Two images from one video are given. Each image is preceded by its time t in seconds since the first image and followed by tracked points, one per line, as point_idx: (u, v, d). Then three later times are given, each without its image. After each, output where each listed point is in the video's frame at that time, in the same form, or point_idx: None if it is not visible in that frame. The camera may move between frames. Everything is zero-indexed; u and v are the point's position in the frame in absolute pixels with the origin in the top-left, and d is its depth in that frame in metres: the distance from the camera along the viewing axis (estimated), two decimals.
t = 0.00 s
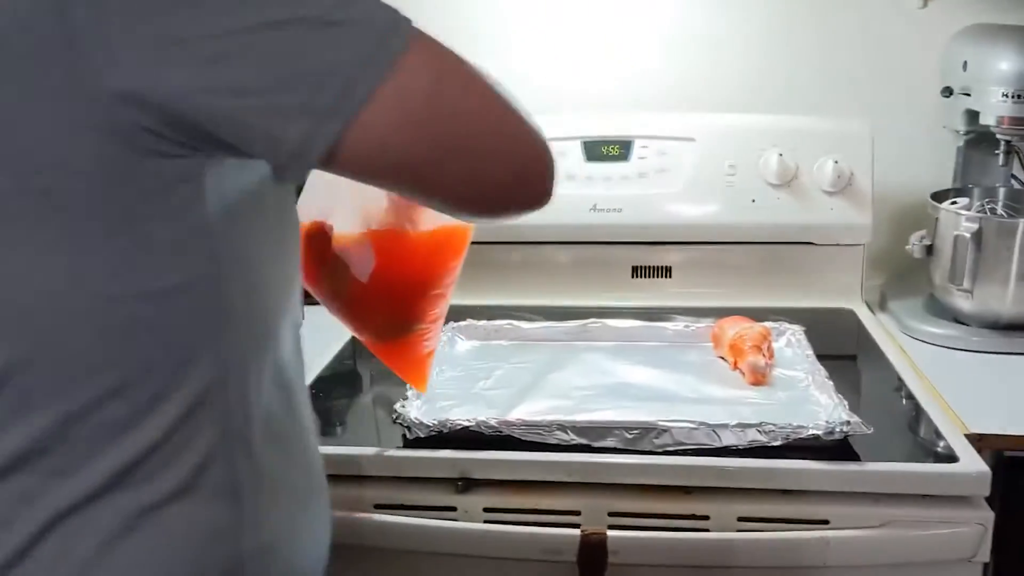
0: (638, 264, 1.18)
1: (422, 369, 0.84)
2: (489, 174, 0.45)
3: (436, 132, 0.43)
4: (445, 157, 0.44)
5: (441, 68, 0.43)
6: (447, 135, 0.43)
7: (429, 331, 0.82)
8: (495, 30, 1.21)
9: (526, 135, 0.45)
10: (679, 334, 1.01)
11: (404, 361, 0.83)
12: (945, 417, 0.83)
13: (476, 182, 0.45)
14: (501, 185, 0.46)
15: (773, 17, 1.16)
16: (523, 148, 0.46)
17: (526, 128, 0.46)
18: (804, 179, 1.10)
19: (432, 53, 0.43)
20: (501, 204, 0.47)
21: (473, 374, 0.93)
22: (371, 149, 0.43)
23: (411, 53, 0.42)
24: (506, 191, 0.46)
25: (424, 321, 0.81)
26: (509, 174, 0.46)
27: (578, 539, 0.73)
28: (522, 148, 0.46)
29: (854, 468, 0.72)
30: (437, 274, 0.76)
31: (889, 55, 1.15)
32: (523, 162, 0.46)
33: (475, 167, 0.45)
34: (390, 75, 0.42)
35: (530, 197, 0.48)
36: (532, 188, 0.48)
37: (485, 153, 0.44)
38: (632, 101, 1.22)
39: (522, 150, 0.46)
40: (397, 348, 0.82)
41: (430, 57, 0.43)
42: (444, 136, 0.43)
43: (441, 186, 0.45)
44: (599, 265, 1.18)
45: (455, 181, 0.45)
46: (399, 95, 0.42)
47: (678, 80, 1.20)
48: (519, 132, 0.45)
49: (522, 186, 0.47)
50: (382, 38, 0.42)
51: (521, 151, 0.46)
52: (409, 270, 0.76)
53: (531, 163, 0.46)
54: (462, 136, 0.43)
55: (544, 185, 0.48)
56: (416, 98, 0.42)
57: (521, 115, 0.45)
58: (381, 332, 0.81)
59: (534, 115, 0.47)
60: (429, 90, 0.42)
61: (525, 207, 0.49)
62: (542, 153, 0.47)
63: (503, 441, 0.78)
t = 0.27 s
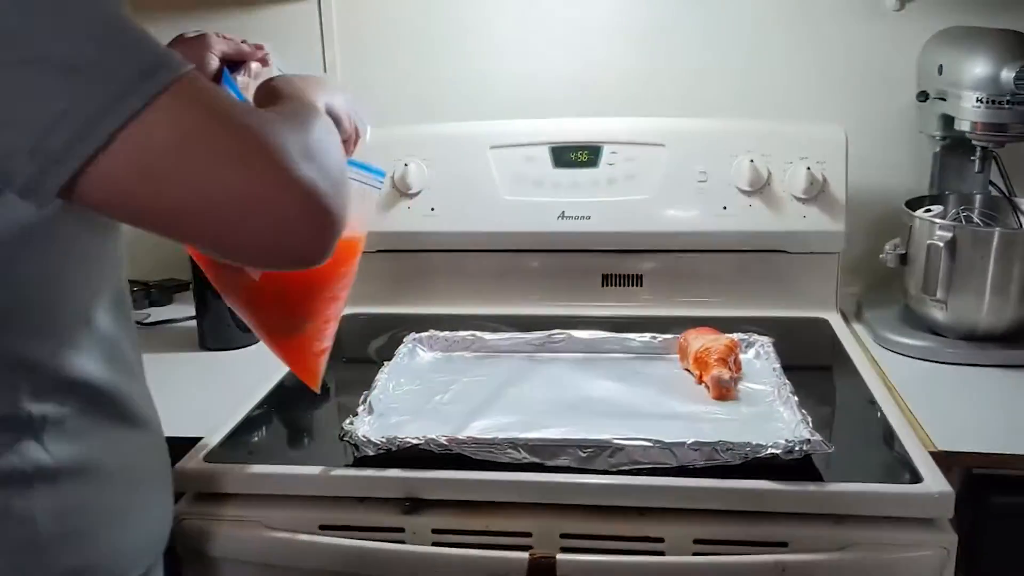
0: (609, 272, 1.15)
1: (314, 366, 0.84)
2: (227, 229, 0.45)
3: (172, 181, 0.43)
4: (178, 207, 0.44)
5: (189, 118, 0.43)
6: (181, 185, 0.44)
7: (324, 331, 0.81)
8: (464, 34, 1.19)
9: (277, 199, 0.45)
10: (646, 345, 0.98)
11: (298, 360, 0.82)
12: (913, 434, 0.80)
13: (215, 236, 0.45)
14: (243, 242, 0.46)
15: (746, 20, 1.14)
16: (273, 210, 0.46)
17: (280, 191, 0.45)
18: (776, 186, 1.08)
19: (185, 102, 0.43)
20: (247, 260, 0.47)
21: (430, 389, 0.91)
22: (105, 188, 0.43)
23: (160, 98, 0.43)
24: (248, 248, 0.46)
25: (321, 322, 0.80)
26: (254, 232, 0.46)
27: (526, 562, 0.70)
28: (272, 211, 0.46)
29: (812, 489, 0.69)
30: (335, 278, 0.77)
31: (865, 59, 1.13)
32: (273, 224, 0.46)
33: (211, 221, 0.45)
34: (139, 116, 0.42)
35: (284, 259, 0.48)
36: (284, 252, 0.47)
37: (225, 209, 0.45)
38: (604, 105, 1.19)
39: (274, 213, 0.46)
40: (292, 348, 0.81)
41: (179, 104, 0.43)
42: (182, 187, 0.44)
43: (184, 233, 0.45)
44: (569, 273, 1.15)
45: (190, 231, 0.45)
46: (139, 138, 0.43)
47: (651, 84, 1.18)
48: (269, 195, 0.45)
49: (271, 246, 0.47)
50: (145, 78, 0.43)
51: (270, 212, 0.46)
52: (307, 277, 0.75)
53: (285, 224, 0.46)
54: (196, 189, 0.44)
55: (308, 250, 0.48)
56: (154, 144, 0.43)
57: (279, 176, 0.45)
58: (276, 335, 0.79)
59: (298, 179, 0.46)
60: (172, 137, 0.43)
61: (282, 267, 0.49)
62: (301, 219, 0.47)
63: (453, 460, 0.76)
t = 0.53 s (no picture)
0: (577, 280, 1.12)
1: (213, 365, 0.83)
2: (50, 241, 0.49)
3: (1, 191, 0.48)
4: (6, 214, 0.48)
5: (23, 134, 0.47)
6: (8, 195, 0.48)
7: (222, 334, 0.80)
8: (430, 34, 1.16)
9: (96, 217, 0.49)
10: (609, 358, 0.95)
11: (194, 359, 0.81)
12: (879, 454, 0.77)
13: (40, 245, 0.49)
14: (68, 252, 0.50)
15: (719, 20, 1.11)
16: (91, 227, 0.49)
17: (101, 210, 0.49)
18: (747, 192, 1.04)
19: (25, 119, 0.47)
20: (75, 271, 0.51)
21: (382, 403, 0.87)
22: None
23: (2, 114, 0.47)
24: (72, 260, 0.50)
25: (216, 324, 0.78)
26: (74, 246, 0.50)
27: None
28: (93, 227, 0.49)
29: (769, 514, 0.66)
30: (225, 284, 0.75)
31: (840, 61, 1.10)
32: (92, 240, 0.49)
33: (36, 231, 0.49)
34: None
35: (107, 272, 0.51)
36: (109, 266, 0.51)
37: (46, 221, 0.48)
38: (573, 108, 1.16)
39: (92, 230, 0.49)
40: (186, 349, 0.79)
41: (18, 121, 0.47)
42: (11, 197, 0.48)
43: (24, 242, 0.49)
44: (536, 281, 1.12)
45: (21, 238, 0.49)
46: None
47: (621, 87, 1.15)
48: (88, 214, 0.49)
49: (94, 259, 0.50)
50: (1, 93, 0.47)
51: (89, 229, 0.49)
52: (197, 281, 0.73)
53: (105, 242, 0.50)
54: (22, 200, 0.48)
55: (133, 267, 0.51)
56: None
57: (100, 197, 0.49)
58: (172, 334, 0.78)
59: (122, 199, 0.49)
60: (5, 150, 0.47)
61: (111, 281, 0.52)
62: (121, 240, 0.50)
63: (397, 480, 0.73)
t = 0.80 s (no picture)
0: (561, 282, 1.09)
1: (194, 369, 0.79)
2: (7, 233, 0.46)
3: None
4: None
5: None
6: None
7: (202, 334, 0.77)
8: (412, 30, 1.13)
9: (52, 207, 0.46)
10: (591, 363, 0.93)
11: (174, 362, 0.77)
12: (866, 464, 0.75)
13: None
14: (25, 246, 0.47)
15: (707, 17, 1.08)
16: (47, 217, 0.46)
17: (69, 202, 0.46)
18: (734, 192, 1.02)
19: None
20: (34, 266, 0.48)
21: (357, 409, 0.85)
22: None
23: None
24: (31, 254, 0.47)
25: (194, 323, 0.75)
26: (31, 239, 0.47)
27: None
28: (50, 218, 0.46)
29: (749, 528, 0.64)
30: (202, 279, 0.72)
31: (831, 58, 1.07)
32: (51, 232, 0.47)
33: None
34: None
35: (70, 267, 0.48)
36: (73, 261, 0.48)
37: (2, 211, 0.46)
38: (558, 107, 1.14)
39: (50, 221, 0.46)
40: (165, 351, 0.76)
41: None
42: None
43: None
44: (520, 283, 1.09)
45: None
46: None
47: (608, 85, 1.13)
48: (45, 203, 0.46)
49: (53, 253, 0.47)
50: None
51: (46, 221, 0.46)
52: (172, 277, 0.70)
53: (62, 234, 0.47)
54: None
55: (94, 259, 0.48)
56: None
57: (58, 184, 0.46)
58: (147, 334, 0.74)
59: (83, 188, 0.46)
60: None
61: (86, 280, 0.50)
62: (79, 231, 0.47)
63: (366, 490, 0.70)
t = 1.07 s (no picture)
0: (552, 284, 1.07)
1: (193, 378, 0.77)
2: (44, 245, 0.46)
3: None
4: None
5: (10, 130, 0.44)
6: None
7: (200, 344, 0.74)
8: (400, 25, 1.11)
9: (94, 220, 0.46)
10: (581, 368, 0.90)
11: (172, 372, 0.75)
12: (864, 476, 0.72)
13: (34, 250, 0.46)
14: (62, 258, 0.47)
15: (702, 12, 1.05)
16: (87, 230, 0.46)
17: (97, 212, 0.46)
18: (729, 192, 0.99)
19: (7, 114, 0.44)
20: (70, 276, 0.48)
21: (337, 416, 0.82)
22: None
23: None
24: (66, 266, 0.47)
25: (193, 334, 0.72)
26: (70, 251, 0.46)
27: None
28: (88, 232, 0.46)
29: (738, 544, 0.61)
30: (201, 289, 0.69)
31: (830, 55, 1.04)
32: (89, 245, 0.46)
33: (29, 236, 0.46)
34: None
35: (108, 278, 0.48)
36: (99, 269, 0.48)
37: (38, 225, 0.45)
38: (550, 104, 1.11)
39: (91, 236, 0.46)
40: (163, 362, 0.74)
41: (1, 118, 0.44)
42: None
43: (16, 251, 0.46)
44: (510, 285, 1.07)
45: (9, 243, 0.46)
46: None
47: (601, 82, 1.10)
48: (84, 217, 0.45)
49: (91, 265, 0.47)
50: None
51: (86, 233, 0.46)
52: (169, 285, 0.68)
53: (103, 246, 0.47)
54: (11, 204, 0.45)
55: (134, 271, 0.48)
56: None
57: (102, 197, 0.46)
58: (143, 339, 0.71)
59: (111, 196, 0.46)
60: None
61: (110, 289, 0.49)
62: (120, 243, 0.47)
63: (343, 502, 0.68)
